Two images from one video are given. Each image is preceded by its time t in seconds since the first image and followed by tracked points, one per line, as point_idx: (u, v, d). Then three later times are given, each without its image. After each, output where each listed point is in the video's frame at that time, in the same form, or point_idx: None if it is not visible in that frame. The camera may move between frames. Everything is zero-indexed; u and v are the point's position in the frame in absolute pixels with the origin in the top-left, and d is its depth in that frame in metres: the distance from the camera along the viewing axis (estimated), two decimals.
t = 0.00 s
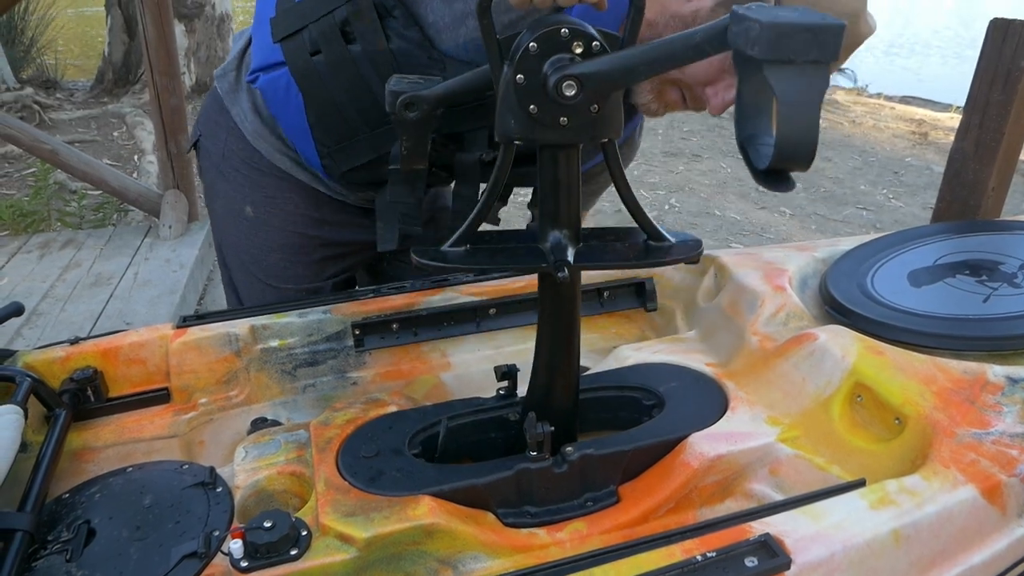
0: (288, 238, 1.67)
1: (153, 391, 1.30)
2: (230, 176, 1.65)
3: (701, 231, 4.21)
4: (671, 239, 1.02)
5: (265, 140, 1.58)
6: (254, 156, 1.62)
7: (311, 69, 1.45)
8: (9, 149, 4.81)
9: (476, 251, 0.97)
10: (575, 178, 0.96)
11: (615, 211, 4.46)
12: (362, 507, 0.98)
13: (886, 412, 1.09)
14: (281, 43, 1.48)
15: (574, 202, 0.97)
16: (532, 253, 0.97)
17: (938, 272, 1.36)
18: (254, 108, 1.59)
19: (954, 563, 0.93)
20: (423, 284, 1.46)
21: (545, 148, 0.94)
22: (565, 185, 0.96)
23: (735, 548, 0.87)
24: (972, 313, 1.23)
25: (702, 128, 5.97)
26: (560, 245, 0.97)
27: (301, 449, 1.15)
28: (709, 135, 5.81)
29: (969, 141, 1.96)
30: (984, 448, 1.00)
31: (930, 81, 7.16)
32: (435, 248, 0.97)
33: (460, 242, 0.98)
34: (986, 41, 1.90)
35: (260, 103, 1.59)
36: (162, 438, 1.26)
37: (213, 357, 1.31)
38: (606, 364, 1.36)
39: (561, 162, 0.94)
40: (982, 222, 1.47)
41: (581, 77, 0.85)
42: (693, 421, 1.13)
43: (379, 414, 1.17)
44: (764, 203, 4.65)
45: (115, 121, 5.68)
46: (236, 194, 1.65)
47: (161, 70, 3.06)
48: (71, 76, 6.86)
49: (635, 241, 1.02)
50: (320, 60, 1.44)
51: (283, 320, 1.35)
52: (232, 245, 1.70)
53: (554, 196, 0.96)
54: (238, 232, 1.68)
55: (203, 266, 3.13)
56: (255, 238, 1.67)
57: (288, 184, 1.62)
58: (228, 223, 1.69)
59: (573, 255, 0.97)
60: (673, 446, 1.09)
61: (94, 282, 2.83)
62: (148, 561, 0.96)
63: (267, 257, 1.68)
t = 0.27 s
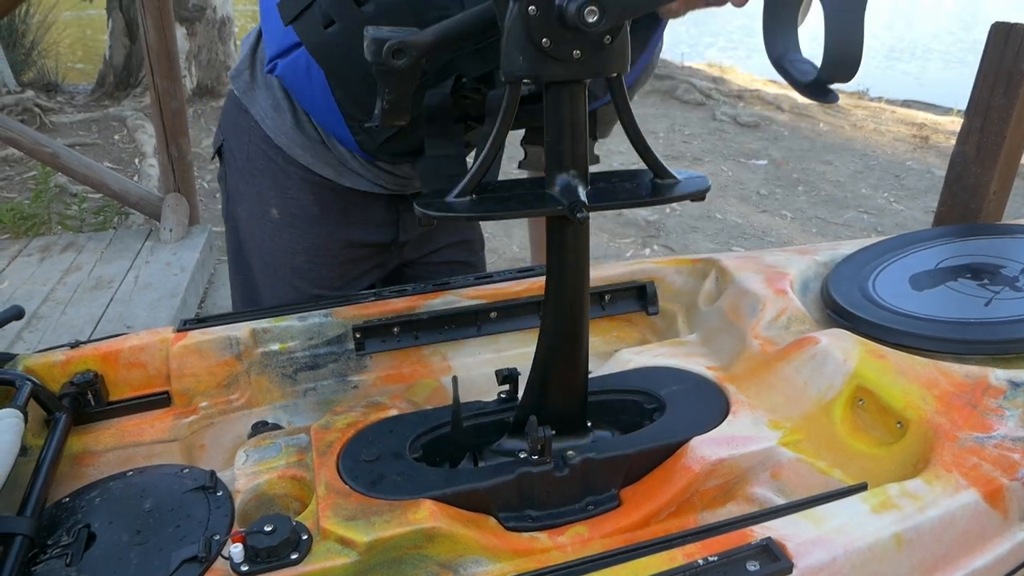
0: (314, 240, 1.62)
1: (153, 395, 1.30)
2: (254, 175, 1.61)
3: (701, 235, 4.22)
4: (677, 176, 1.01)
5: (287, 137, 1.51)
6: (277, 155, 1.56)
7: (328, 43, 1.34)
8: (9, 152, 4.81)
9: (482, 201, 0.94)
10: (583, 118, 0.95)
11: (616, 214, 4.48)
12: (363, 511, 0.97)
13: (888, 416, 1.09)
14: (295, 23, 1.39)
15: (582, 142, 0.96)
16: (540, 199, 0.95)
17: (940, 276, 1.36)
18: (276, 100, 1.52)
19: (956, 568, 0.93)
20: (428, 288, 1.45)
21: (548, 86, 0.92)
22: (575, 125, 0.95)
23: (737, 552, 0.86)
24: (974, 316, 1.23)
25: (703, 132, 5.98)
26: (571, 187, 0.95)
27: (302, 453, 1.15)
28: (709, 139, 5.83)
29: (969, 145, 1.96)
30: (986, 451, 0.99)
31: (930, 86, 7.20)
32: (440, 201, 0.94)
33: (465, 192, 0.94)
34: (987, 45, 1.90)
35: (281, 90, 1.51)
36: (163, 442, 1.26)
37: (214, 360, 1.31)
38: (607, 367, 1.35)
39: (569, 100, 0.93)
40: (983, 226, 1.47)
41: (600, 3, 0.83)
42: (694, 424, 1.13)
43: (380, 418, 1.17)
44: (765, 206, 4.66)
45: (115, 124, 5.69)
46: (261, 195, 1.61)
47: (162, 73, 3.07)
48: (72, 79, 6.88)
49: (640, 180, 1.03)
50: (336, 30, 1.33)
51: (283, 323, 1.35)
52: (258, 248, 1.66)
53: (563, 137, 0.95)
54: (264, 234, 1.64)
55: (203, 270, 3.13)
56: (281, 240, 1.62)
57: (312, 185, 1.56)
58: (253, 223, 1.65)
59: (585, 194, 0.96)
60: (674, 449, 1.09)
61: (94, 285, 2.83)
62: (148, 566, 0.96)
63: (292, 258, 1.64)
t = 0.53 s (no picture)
0: (337, 244, 1.60)
1: (154, 398, 1.30)
2: (276, 179, 1.60)
3: (701, 237, 4.23)
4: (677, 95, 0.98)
5: (310, 132, 1.52)
6: (301, 156, 1.55)
7: (341, 20, 1.09)
8: (9, 154, 4.81)
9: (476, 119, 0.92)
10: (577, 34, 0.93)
11: (615, 216, 4.49)
12: (364, 514, 0.97)
13: (889, 419, 1.09)
14: (304, 10, 1.15)
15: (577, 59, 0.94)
16: (533, 117, 0.93)
17: (940, 279, 1.36)
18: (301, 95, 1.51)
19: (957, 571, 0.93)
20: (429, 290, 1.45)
21: (540, 2, 0.92)
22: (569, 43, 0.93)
23: (739, 555, 0.86)
24: (974, 320, 1.23)
25: (703, 134, 5.99)
26: (564, 104, 0.94)
27: (303, 455, 1.15)
28: (709, 141, 5.84)
29: (970, 148, 1.96)
30: (986, 455, 1.00)
31: (929, 89, 7.24)
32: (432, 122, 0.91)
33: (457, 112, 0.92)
34: (987, 48, 1.91)
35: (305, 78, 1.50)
36: (163, 445, 1.26)
37: (214, 363, 1.31)
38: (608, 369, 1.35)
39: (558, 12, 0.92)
40: (983, 229, 1.47)
41: None
42: (696, 426, 1.13)
43: (381, 421, 1.17)
44: (764, 208, 4.68)
45: (116, 126, 5.69)
46: (283, 201, 1.60)
47: (162, 76, 3.07)
48: (72, 81, 6.90)
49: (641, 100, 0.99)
50: (348, 4, 1.09)
51: (285, 325, 1.35)
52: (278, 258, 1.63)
53: (556, 54, 0.93)
54: (284, 241, 1.61)
55: (203, 272, 3.13)
56: (303, 246, 1.60)
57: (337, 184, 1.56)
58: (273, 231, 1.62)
59: (581, 112, 0.94)
60: (674, 453, 1.09)
61: (94, 287, 2.83)
62: (149, 568, 0.95)
63: (315, 263, 1.61)
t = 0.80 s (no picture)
0: (361, 248, 1.60)
1: (155, 401, 1.30)
2: (304, 184, 1.60)
3: (702, 241, 4.24)
4: None
5: (332, 132, 1.52)
6: (325, 159, 1.56)
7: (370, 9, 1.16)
8: (11, 156, 4.82)
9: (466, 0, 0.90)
10: None
11: (615, 220, 4.50)
12: (365, 518, 0.98)
13: (890, 425, 1.09)
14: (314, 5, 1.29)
15: None
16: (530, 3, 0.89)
17: (940, 285, 1.36)
18: (324, 90, 1.51)
19: None
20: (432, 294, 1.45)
21: None
22: None
23: (741, 560, 0.86)
24: (975, 326, 1.23)
25: (703, 138, 6.01)
26: None
27: (304, 459, 1.15)
28: (709, 145, 5.86)
29: (970, 155, 1.96)
30: (987, 461, 1.00)
31: (929, 95, 7.27)
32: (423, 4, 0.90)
33: None
34: (987, 55, 1.92)
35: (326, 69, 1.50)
36: (165, 448, 1.27)
37: (216, 366, 1.31)
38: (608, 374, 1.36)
39: None
40: (984, 235, 1.47)
41: None
42: (698, 431, 1.14)
43: (383, 425, 1.17)
44: (765, 212, 4.70)
45: (117, 129, 5.70)
46: (308, 205, 1.61)
47: (164, 79, 3.08)
48: (73, 84, 6.91)
49: None
50: None
51: (286, 329, 1.35)
52: (304, 262, 1.64)
53: None
54: (310, 245, 1.62)
55: (204, 275, 3.13)
56: (328, 250, 1.60)
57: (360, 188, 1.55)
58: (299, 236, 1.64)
59: None
60: (675, 458, 1.09)
61: (96, 290, 2.83)
62: (150, 571, 0.96)
63: (337, 267, 1.61)
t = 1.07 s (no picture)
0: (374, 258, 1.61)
1: (160, 409, 1.31)
2: (320, 194, 1.62)
3: (704, 248, 4.25)
4: None
5: (343, 141, 1.53)
6: (340, 168, 1.57)
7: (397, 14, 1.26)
8: (16, 162, 4.84)
9: None
10: None
11: (618, 227, 4.51)
12: (370, 528, 0.98)
13: (893, 436, 1.09)
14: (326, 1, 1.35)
15: None
16: None
17: (942, 295, 1.37)
18: (336, 96, 1.52)
19: None
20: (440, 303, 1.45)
21: None
22: None
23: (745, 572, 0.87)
24: (977, 336, 1.24)
25: (705, 145, 6.02)
26: None
27: (309, 468, 1.16)
28: (711, 151, 5.88)
29: (971, 163, 1.97)
30: (990, 472, 1.00)
31: (930, 101, 7.30)
32: None
33: None
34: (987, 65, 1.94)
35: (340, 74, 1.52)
36: (169, 456, 1.27)
37: (221, 375, 1.32)
38: (610, 385, 1.36)
39: None
40: (986, 245, 1.48)
41: None
42: (700, 442, 1.14)
43: (387, 434, 1.17)
44: (767, 219, 4.71)
45: (122, 134, 5.72)
46: (323, 215, 1.63)
47: (170, 87, 3.10)
48: (77, 89, 6.94)
49: None
50: None
51: (292, 337, 1.36)
52: (316, 272, 1.65)
53: None
54: (324, 256, 1.63)
55: (208, 281, 3.14)
56: (340, 260, 1.62)
57: (375, 200, 1.56)
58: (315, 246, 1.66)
59: None
60: (678, 468, 1.09)
61: (100, 296, 2.84)
62: None
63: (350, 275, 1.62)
